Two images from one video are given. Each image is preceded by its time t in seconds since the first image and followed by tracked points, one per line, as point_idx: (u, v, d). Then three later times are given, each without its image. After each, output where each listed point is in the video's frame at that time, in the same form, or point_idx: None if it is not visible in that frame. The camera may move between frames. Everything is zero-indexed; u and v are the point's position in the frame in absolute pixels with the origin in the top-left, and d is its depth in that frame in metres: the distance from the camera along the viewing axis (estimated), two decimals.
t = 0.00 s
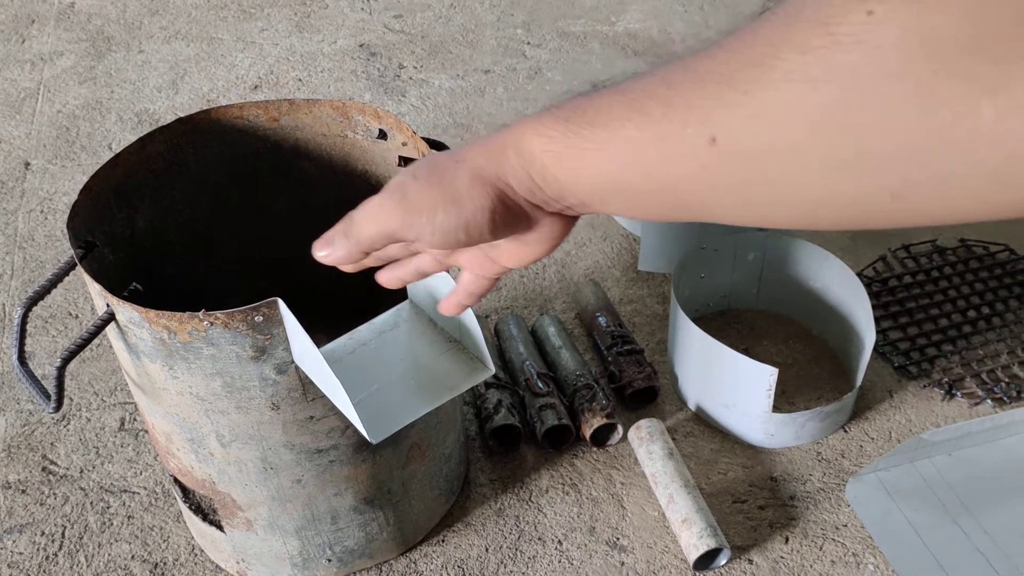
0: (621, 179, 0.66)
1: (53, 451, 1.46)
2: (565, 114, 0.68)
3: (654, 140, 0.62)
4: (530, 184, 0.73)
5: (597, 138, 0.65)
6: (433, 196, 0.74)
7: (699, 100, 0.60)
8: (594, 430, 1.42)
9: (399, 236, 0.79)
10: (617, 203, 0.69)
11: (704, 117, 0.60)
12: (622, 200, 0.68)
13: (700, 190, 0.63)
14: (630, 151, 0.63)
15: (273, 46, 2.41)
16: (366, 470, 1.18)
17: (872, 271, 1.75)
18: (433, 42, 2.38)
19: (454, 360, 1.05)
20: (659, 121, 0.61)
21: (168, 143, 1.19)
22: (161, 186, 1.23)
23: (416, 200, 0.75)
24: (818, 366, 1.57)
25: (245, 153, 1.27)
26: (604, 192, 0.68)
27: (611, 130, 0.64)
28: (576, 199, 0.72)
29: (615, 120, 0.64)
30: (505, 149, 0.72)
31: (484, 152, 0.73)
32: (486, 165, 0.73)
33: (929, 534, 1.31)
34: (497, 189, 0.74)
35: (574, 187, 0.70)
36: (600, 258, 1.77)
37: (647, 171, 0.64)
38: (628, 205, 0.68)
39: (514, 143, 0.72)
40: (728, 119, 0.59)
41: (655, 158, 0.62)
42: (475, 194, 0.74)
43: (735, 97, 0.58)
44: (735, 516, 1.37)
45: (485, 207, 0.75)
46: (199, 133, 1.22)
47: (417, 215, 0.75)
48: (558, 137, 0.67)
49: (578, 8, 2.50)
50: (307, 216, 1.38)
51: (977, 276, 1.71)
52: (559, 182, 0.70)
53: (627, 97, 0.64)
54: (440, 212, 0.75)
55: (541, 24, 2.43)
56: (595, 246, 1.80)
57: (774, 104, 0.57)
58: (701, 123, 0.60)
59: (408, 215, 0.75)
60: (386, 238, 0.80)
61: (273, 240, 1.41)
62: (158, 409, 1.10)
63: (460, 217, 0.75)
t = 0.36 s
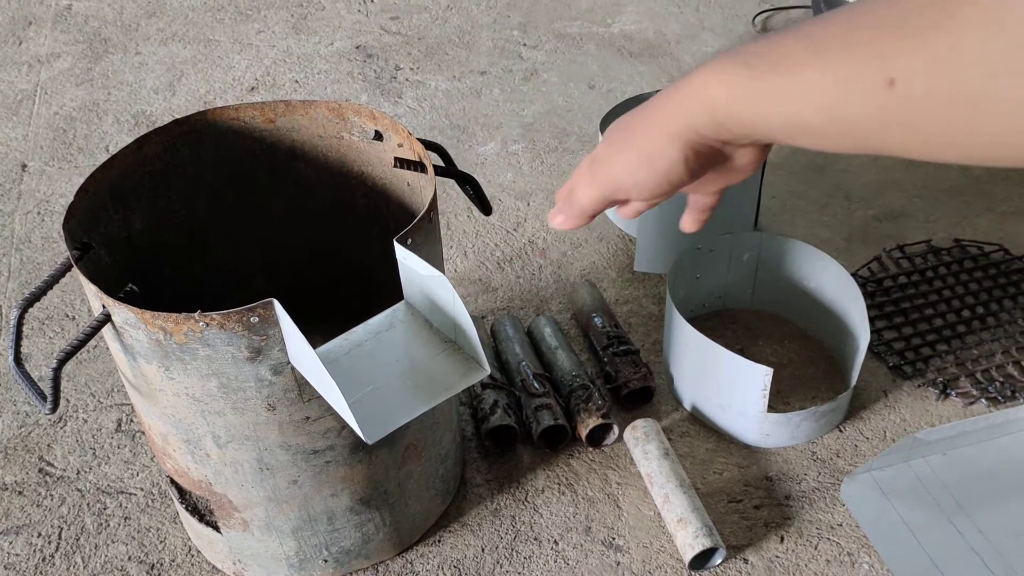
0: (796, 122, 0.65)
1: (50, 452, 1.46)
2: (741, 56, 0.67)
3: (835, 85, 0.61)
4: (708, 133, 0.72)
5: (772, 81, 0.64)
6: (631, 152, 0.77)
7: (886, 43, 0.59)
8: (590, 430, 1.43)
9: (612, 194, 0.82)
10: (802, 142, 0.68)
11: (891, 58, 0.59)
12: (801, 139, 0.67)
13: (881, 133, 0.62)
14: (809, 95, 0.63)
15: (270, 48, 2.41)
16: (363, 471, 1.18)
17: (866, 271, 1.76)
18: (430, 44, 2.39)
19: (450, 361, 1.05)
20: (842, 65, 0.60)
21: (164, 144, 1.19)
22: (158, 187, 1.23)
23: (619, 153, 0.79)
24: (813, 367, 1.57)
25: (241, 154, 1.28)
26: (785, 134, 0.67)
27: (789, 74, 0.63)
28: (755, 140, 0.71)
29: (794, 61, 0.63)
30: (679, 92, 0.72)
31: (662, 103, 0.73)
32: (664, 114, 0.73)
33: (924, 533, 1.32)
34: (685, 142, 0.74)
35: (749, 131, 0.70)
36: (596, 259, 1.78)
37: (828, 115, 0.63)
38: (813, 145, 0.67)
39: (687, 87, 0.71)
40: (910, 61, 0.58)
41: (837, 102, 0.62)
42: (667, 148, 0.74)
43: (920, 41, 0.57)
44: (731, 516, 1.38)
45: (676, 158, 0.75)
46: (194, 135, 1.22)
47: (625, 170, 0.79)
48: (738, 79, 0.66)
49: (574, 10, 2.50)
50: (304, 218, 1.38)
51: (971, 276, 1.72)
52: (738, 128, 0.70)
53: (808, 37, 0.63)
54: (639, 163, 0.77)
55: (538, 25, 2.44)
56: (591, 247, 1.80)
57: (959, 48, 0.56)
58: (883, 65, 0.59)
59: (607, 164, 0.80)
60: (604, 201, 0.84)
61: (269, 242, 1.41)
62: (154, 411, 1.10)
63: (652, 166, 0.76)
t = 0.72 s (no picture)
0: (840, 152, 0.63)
1: (47, 457, 1.47)
2: (770, 80, 0.64)
3: (886, 110, 0.58)
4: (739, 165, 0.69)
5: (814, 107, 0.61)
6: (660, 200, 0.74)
7: (938, 65, 0.56)
8: (586, 433, 1.43)
9: (651, 246, 0.79)
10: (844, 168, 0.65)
11: (946, 82, 0.56)
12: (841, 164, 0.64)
13: (935, 155, 0.60)
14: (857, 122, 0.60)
15: (267, 52, 2.42)
16: (359, 475, 1.19)
17: (862, 273, 1.76)
18: (426, 47, 2.39)
19: (445, 365, 1.06)
20: (887, 91, 0.58)
21: (160, 149, 1.20)
22: (154, 193, 1.23)
23: (645, 204, 0.76)
24: (809, 369, 1.58)
25: (238, 159, 1.28)
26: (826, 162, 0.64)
27: (834, 98, 0.60)
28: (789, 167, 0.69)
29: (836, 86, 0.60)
30: (701, 124, 0.69)
31: (687, 136, 0.70)
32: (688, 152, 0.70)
33: (919, 535, 1.32)
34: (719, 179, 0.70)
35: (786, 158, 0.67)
36: (593, 262, 1.78)
37: (879, 138, 0.60)
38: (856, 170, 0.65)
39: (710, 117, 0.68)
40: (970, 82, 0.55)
41: (893, 129, 0.59)
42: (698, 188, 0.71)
43: (977, 57, 0.55)
44: (727, 518, 1.38)
45: (711, 198, 0.72)
46: (191, 140, 1.23)
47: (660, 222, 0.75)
48: (771, 108, 0.63)
49: (570, 13, 2.51)
50: (300, 222, 1.38)
51: (967, 277, 1.72)
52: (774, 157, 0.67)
53: (846, 60, 0.60)
54: (671, 208, 0.74)
55: (534, 28, 2.44)
56: (588, 250, 1.80)
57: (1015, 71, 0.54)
58: (939, 89, 0.56)
59: (637, 219, 0.77)
60: (646, 254, 0.81)
61: (266, 246, 1.41)
62: (151, 416, 1.11)
63: (688, 211, 0.73)
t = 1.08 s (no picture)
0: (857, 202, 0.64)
1: (46, 459, 1.46)
2: (786, 127, 0.66)
3: (913, 157, 0.60)
4: (745, 213, 0.70)
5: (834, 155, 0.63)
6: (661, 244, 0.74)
7: (973, 111, 0.57)
8: (586, 434, 1.43)
9: (642, 294, 0.78)
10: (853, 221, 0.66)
11: (982, 129, 0.57)
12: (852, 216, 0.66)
13: (953, 207, 0.61)
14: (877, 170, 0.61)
15: (265, 53, 2.41)
16: (359, 476, 1.18)
17: (862, 273, 1.76)
18: (425, 47, 2.39)
19: (445, 367, 1.05)
20: (910, 135, 0.60)
21: (158, 150, 1.20)
22: (152, 194, 1.23)
23: (639, 249, 0.75)
24: (809, 369, 1.58)
25: (236, 161, 1.28)
26: (839, 212, 0.66)
27: (855, 146, 0.62)
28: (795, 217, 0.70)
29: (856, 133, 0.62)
30: (712, 169, 0.70)
31: (695, 180, 0.71)
32: (698, 195, 0.71)
33: (920, 535, 1.32)
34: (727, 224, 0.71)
35: (793, 206, 0.68)
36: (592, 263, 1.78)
37: (898, 189, 0.61)
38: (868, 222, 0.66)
39: (723, 162, 0.69)
40: (1001, 131, 0.56)
41: (914, 176, 0.60)
42: (701, 235, 0.72)
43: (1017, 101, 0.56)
44: (727, 519, 1.38)
45: (711, 245, 0.73)
46: (189, 141, 1.22)
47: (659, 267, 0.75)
48: (786, 156, 0.65)
49: (568, 13, 2.50)
50: (299, 224, 1.38)
51: (966, 277, 1.72)
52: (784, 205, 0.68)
53: (871, 106, 0.62)
54: (670, 252, 0.74)
55: (533, 29, 2.44)
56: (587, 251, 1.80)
57: None
58: (975, 136, 0.57)
59: (627, 263, 0.77)
60: (630, 303, 0.80)
61: (264, 248, 1.41)
62: (150, 418, 1.10)
63: (688, 256, 0.73)
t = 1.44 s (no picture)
0: None
1: (40, 465, 1.46)
2: (980, 165, 0.72)
3: None
4: (923, 245, 0.75)
5: None
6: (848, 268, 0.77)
7: None
8: (580, 437, 1.43)
9: (800, 304, 0.82)
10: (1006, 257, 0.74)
11: None
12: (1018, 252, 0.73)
13: None
14: None
15: (260, 57, 2.41)
16: (352, 482, 1.18)
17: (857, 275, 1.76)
18: (420, 51, 2.39)
19: (438, 372, 1.05)
20: None
21: (151, 156, 1.20)
22: (145, 199, 1.23)
23: (815, 261, 0.78)
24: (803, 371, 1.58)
25: (228, 166, 1.28)
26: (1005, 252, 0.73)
27: None
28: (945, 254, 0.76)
29: None
30: (902, 199, 0.75)
31: (878, 209, 0.76)
32: (876, 222, 0.76)
33: (915, 538, 1.32)
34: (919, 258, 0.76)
35: (952, 243, 0.74)
36: (586, 266, 1.78)
37: None
38: None
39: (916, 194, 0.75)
40: None
41: None
42: (876, 259, 0.76)
43: None
44: (721, 522, 1.38)
45: (884, 272, 0.77)
46: (182, 147, 1.22)
47: (845, 290, 0.79)
48: (977, 190, 0.71)
49: (563, 16, 2.50)
50: (292, 229, 1.38)
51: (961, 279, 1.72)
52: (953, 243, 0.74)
53: None
54: (842, 272, 0.78)
55: (527, 31, 2.44)
56: (581, 253, 1.80)
57: None
58: None
59: (794, 273, 0.80)
60: (787, 311, 0.83)
61: (257, 253, 1.41)
62: (142, 424, 1.10)
63: (858, 280, 0.78)
